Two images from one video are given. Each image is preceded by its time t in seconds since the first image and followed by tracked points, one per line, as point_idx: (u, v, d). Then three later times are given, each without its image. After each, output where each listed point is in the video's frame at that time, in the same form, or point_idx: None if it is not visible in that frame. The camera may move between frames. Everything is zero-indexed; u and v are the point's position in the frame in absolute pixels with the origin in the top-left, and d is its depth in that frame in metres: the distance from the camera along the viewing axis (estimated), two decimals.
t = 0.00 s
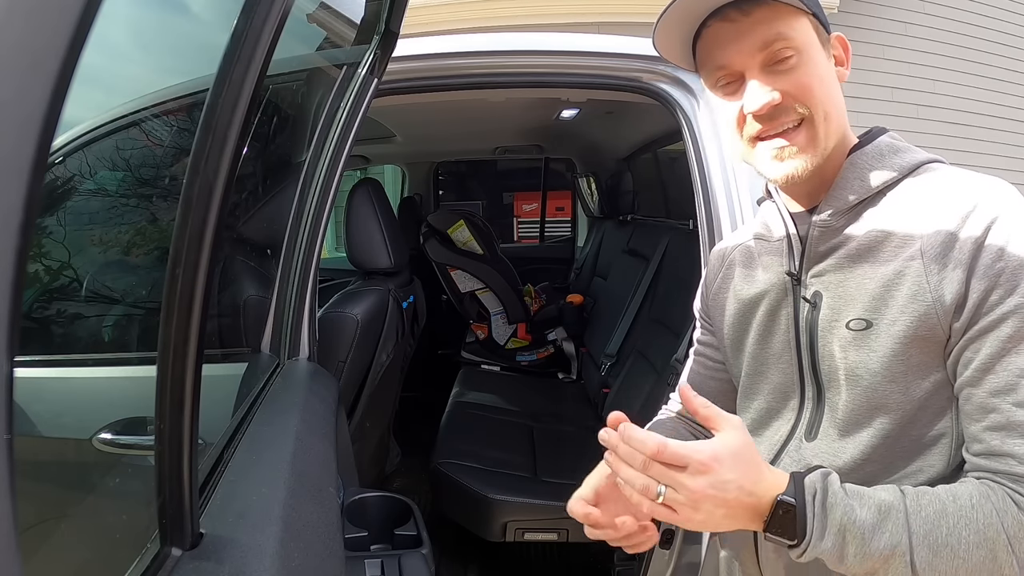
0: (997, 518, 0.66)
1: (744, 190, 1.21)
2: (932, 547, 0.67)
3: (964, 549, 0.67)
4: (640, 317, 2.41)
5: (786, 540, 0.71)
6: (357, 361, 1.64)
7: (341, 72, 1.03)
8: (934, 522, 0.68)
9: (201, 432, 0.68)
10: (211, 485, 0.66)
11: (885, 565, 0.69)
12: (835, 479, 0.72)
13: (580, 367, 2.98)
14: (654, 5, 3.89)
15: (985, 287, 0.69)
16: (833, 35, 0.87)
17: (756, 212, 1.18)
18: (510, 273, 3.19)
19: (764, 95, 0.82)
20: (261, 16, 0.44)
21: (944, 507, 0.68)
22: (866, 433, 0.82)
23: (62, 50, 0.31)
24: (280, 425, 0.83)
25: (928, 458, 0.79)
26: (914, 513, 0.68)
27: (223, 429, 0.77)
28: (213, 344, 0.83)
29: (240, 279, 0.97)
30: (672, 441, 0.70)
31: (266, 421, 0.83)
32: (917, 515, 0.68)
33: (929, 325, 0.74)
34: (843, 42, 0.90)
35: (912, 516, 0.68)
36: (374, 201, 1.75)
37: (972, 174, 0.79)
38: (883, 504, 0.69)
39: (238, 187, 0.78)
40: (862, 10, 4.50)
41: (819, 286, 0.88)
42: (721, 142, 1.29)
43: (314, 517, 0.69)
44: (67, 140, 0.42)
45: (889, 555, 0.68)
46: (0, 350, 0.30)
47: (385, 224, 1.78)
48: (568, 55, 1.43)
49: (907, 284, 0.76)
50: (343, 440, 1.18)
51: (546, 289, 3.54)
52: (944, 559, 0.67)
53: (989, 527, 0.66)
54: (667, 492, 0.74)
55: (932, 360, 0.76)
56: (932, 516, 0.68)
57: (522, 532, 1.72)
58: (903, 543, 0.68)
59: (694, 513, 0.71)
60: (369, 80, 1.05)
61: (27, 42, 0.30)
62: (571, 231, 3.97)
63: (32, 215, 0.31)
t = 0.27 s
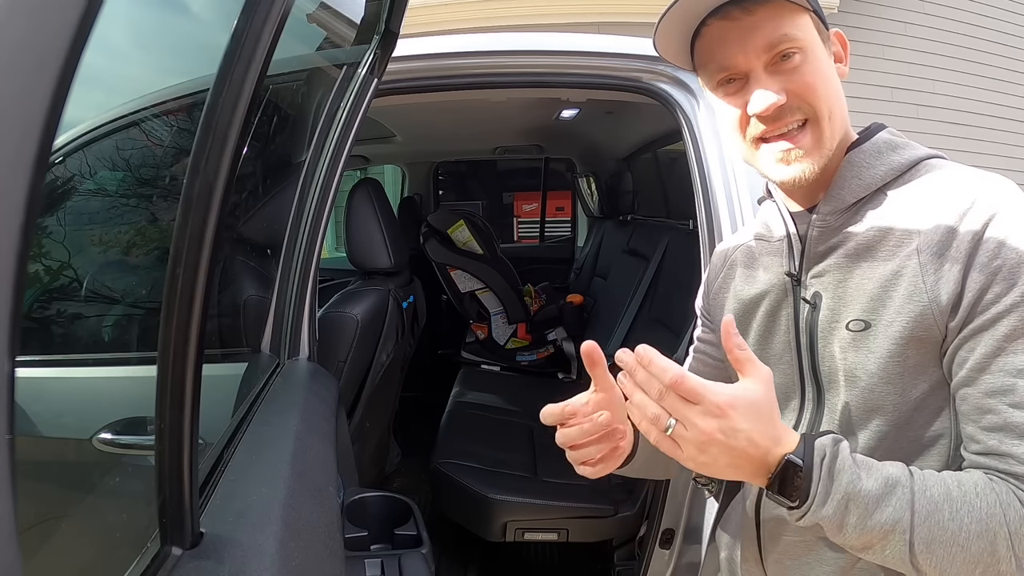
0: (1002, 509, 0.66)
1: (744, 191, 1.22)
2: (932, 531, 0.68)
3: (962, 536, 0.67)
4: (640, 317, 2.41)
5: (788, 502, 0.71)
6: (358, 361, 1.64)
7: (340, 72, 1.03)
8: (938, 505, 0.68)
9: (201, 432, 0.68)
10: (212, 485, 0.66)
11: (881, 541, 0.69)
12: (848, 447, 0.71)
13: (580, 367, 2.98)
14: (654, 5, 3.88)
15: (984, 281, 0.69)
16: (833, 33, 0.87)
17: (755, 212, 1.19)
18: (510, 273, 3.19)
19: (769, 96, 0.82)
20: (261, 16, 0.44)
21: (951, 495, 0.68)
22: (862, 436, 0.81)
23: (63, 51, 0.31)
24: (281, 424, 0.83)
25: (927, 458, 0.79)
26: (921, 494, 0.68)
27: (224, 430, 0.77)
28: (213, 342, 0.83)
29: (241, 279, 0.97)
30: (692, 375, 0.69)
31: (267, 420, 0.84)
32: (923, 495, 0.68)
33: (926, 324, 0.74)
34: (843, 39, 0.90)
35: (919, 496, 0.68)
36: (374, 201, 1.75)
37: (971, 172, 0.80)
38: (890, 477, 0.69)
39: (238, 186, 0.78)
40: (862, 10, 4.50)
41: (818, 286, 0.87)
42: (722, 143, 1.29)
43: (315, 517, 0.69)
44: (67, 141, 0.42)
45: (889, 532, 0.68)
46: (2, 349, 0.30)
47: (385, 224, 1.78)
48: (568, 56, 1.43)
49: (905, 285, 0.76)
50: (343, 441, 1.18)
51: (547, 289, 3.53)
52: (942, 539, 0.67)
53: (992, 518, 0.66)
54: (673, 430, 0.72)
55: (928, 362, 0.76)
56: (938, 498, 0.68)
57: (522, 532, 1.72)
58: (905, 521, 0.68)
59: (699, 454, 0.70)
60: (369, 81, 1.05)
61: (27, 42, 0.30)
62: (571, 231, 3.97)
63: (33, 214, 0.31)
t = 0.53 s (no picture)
0: (1004, 546, 0.64)
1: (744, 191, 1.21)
2: (930, 557, 0.67)
3: (962, 567, 0.66)
4: (640, 317, 2.41)
5: (794, 507, 0.71)
6: (358, 361, 1.64)
7: (340, 72, 1.03)
8: (940, 532, 0.67)
9: (202, 433, 0.68)
10: (212, 485, 0.66)
11: (881, 556, 0.70)
12: (863, 461, 0.70)
13: (580, 367, 2.98)
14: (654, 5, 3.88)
15: (998, 317, 0.65)
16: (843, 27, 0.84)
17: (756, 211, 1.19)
18: (510, 273, 3.19)
19: (773, 97, 0.80)
20: (260, 15, 0.44)
21: (955, 523, 0.67)
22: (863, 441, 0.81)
23: (61, 49, 0.31)
24: (282, 424, 0.83)
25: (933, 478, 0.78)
26: (926, 522, 0.67)
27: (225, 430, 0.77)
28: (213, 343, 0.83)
29: (241, 279, 0.97)
30: (709, 376, 0.67)
31: (267, 421, 0.83)
32: (928, 522, 0.67)
33: (937, 354, 0.71)
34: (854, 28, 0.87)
35: (923, 522, 0.67)
36: (374, 201, 1.75)
37: (992, 176, 0.75)
38: (898, 498, 0.68)
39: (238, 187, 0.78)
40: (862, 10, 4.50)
41: (830, 294, 0.85)
42: (722, 143, 1.28)
43: (315, 519, 0.69)
44: (67, 140, 0.42)
45: (890, 550, 0.69)
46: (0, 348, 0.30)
47: (385, 224, 1.78)
48: (569, 55, 1.43)
49: (918, 309, 0.72)
50: (343, 440, 1.18)
51: (547, 289, 3.53)
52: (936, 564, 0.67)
53: (994, 552, 0.65)
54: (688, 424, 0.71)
55: (938, 387, 0.74)
56: (943, 525, 0.67)
57: (522, 532, 1.72)
58: (906, 543, 0.68)
59: (707, 454, 0.70)
60: (369, 81, 1.05)
61: (26, 40, 0.30)
62: (571, 231, 3.96)
63: (32, 213, 0.31)
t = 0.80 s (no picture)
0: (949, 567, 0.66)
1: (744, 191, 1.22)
2: None
3: None
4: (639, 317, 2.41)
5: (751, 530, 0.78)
6: (358, 361, 1.64)
7: (340, 72, 1.03)
8: (886, 558, 0.69)
9: (201, 433, 0.69)
10: (212, 485, 0.66)
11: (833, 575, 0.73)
12: (810, 498, 0.74)
13: (580, 367, 2.97)
14: (654, 4, 3.88)
15: (976, 341, 0.63)
16: (833, 62, 0.72)
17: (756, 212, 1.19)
18: (510, 273, 3.19)
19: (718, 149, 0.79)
20: (260, 15, 0.44)
21: (902, 550, 0.68)
22: (853, 445, 0.79)
23: (62, 49, 0.31)
24: (281, 424, 0.83)
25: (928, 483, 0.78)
26: (869, 549, 0.70)
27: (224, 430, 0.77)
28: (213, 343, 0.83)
29: (241, 279, 0.97)
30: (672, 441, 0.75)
31: (267, 421, 0.83)
32: (872, 550, 0.70)
33: (909, 368, 0.70)
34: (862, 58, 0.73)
35: (866, 549, 0.70)
36: (374, 201, 1.75)
37: (988, 196, 0.72)
38: (841, 532, 0.71)
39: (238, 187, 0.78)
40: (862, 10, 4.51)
41: (820, 301, 0.83)
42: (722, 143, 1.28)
43: (315, 519, 0.69)
44: (67, 140, 0.43)
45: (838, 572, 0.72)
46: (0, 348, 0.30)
47: (385, 224, 1.78)
48: (569, 55, 1.43)
49: (897, 326, 0.71)
50: (343, 440, 1.18)
51: (547, 289, 3.53)
52: None
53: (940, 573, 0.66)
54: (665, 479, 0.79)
55: (913, 398, 0.73)
56: (890, 550, 0.69)
57: (522, 532, 1.72)
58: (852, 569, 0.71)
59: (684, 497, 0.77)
60: (369, 81, 1.05)
61: (27, 41, 0.30)
62: (571, 231, 3.96)
63: (33, 214, 0.31)
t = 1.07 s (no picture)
0: (907, 555, 0.69)
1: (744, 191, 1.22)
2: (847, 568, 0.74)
3: None
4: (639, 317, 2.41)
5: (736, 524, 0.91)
6: (358, 361, 1.64)
7: (340, 72, 1.03)
8: (851, 548, 0.73)
9: (201, 433, 0.68)
10: (212, 485, 0.66)
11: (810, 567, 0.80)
12: (780, 499, 0.83)
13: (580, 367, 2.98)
14: (654, 4, 3.88)
15: (958, 317, 0.65)
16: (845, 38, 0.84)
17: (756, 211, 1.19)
18: (510, 273, 3.19)
19: (765, 108, 0.81)
20: (260, 15, 0.44)
21: (864, 537, 0.73)
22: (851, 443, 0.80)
23: (61, 50, 0.31)
24: (281, 424, 0.83)
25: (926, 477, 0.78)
26: (836, 535, 0.75)
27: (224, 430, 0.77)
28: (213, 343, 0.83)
29: (241, 279, 0.97)
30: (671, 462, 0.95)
31: (267, 421, 0.83)
32: (838, 538, 0.75)
33: (902, 350, 0.71)
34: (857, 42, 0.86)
35: (831, 537, 0.75)
36: (374, 201, 1.75)
37: (976, 189, 0.73)
38: (806, 529, 0.78)
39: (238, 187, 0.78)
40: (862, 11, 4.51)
41: (811, 295, 0.84)
42: (722, 143, 1.29)
43: (315, 518, 0.69)
44: (67, 140, 0.42)
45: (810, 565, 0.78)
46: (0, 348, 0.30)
47: (385, 224, 1.78)
48: (569, 55, 1.43)
49: (887, 311, 0.72)
50: (343, 441, 1.18)
51: (547, 289, 3.53)
52: None
53: (896, 563, 0.70)
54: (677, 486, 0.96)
55: (904, 383, 0.74)
56: (850, 543, 0.73)
57: (522, 532, 1.72)
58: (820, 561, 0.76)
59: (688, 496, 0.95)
60: (369, 81, 1.05)
61: (27, 40, 0.30)
62: (571, 231, 3.96)
63: (32, 213, 0.31)
